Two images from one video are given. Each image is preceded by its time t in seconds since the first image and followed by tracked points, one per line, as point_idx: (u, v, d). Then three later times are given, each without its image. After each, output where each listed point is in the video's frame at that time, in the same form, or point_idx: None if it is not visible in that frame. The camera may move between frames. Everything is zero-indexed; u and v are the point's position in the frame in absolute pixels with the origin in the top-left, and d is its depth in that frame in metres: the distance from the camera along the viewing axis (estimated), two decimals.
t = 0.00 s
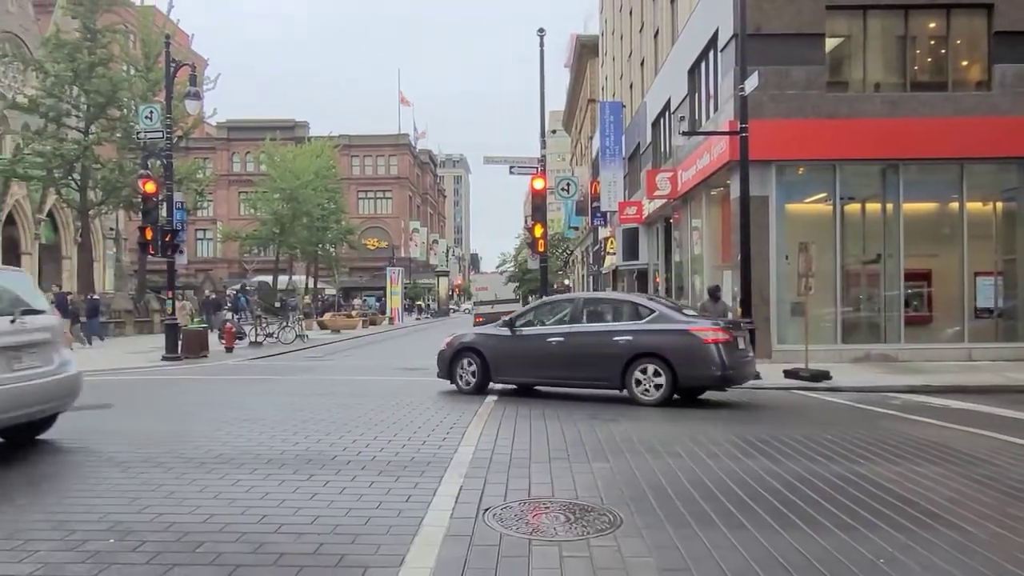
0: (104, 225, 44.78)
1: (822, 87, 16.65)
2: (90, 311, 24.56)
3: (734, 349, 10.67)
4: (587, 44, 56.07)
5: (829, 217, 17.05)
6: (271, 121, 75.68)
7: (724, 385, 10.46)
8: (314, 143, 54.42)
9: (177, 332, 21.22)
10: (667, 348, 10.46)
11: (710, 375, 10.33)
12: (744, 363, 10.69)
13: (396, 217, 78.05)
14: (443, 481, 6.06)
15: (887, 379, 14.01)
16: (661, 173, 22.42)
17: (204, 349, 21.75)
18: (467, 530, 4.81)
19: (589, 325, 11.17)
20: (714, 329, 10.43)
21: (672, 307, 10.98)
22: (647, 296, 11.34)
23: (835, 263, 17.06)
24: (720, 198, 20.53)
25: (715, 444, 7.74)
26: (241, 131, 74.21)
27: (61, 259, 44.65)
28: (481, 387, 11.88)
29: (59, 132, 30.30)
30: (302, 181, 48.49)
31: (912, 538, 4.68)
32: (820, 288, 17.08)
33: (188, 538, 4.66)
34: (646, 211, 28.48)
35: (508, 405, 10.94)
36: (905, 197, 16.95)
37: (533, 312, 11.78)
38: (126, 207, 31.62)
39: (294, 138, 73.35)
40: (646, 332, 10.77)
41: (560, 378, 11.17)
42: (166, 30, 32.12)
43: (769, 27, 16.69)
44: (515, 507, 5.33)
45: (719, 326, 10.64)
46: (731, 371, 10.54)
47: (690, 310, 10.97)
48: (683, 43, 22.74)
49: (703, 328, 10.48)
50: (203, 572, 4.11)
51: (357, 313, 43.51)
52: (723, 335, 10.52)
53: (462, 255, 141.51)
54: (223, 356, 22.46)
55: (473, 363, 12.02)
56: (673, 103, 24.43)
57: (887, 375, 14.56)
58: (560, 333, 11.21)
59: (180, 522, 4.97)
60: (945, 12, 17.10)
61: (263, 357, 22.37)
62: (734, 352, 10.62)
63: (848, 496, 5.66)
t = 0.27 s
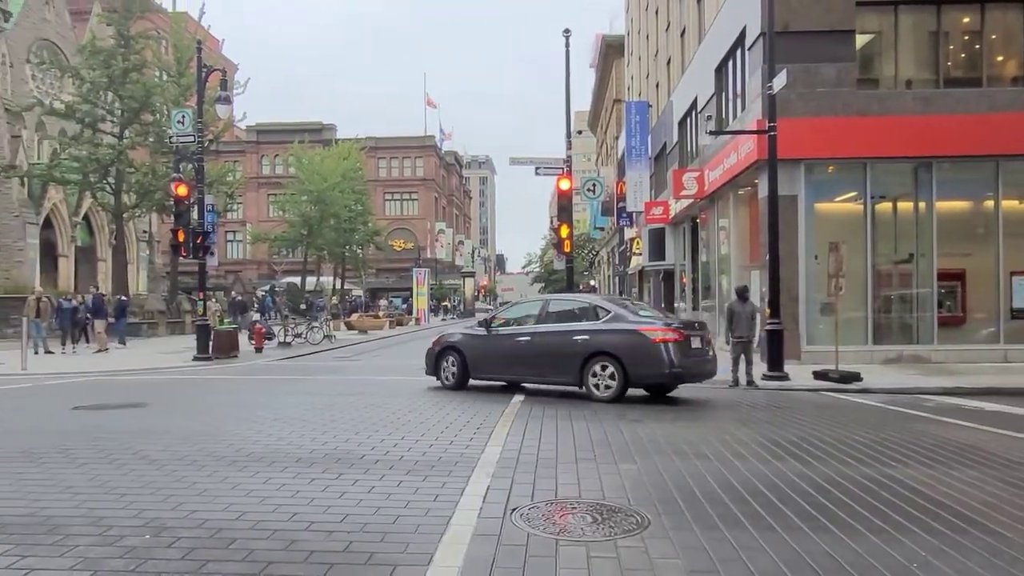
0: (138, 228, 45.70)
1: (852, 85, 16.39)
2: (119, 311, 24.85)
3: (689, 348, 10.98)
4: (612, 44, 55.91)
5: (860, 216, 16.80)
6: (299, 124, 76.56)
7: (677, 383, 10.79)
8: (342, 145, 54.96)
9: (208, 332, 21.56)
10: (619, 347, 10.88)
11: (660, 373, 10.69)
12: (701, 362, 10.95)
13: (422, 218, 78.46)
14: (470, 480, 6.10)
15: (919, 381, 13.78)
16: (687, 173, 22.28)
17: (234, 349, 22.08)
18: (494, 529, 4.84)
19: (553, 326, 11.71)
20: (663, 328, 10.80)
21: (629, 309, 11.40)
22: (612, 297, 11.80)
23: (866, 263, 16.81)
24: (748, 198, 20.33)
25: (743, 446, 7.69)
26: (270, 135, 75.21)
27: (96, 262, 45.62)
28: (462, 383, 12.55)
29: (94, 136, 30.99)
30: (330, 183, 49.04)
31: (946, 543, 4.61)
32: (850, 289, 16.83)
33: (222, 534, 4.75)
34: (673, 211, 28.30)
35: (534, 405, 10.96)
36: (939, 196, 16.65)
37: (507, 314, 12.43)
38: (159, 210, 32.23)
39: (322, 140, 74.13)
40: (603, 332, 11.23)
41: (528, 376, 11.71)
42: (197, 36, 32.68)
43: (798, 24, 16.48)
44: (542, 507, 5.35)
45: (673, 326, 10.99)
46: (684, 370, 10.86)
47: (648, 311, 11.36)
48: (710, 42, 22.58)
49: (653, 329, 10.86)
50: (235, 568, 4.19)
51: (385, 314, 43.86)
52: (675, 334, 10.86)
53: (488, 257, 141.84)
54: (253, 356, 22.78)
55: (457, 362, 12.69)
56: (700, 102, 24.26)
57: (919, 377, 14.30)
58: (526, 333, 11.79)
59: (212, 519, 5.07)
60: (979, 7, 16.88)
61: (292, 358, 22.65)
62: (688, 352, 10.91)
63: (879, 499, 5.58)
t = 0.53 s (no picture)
0: (164, 230, 46.39)
1: (877, 82, 16.18)
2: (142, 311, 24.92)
3: (643, 347, 11.49)
4: (633, 44, 55.73)
5: (885, 215, 16.58)
6: (322, 126, 77.21)
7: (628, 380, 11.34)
8: (363, 147, 55.35)
9: (233, 333, 21.83)
10: (574, 346, 11.49)
11: (608, 372, 11.25)
12: (655, 362, 11.44)
13: (443, 219, 78.73)
14: (492, 480, 6.13)
15: (946, 382, 13.57)
16: (709, 173, 22.15)
17: (258, 350, 22.33)
18: (516, 529, 4.86)
19: (520, 327, 12.45)
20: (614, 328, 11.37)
21: (589, 311, 12.01)
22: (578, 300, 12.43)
23: (892, 263, 16.58)
24: (771, 197, 20.16)
25: (766, 446, 7.64)
26: (293, 137, 75.95)
27: (124, 264, 46.38)
28: (444, 382, 13.37)
29: (122, 140, 31.53)
30: (352, 185, 49.50)
31: (974, 546, 4.54)
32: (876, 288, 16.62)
33: (247, 532, 4.82)
34: (694, 212, 28.13)
35: (554, 406, 10.98)
36: (966, 194, 16.39)
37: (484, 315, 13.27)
38: (184, 212, 32.69)
39: (344, 143, 74.71)
40: (561, 332, 11.88)
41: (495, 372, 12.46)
42: (222, 40, 33.12)
43: (822, 22, 16.31)
44: (564, 507, 5.36)
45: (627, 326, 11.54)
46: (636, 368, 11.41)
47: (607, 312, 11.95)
48: (732, 41, 22.43)
49: (603, 329, 11.46)
50: (262, 565, 4.26)
51: (406, 314, 44.08)
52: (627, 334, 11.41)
53: (509, 257, 141.96)
54: (276, 357, 23.03)
55: (441, 357, 13.74)
56: (722, 101, 24.11)
57: (947, 378, 14.09)
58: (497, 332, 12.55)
59: (239, 517, 5.15)
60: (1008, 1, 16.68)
61: (314, 358, 22.86)
62: (640, 351, 11.43)
63: (906, 501, 5.52)
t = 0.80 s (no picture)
0: (180, 231, 46.80)
1: (894, 80, 16.02)
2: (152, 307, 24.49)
3: (596, 345, 12.32)
4: (646, 43, 55.58)
5: (902, 214, 16.41)
6: (336, 127, 77.55)
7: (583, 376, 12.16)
8: (377, 148, 55.55)
9: (248, 332, 21.97)
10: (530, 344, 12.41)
11: (561, 369, 12.11)
12: (604, 360, 12.24)
13: (456, 219, 78.82)
14: (504, 480, 6.13)
15: (963, 384, 13.41)
16: (723, 172, 22.05)
17: (272, 349, 22.46)
18: (529, 529, 4.86)
19: (490, 326, 13.42)
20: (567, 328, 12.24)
21: (551, 312, 12.88)
22: (544, 301, 13.33)
23: (908, 262, 16.42)
24: (786, 197, 20.03)
25: (781, 447, 7.60)
26: (307, 138, 76.35)
27: (141, 264, 46.82)
28: (429, 377, 14.45)
29: (139, 142, 31.85)
30: (365, 186, 49.84)
31: (992, 549, 4.49)
32: (892, 288, 16.47)
33: (262, 530, 4.86)
34: (708, 211, 28.01)
35: (565, 406, 10.97)
36: (984, 193, 16.21)
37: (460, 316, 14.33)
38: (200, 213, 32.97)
39: (358, 143, 75.00)
40: (523, 331, 12.79)
41: (459, 368, 13.55)
42: (237, 42, 33.38)
43: (837, 20, 16.19)
44: (576, 507, 5.36)
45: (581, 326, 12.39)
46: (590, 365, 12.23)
47: (566, 313, 12.80)
48: (746, 39, 22.30)
49: (558, 328, 12.34)
50: (276, 564, 4.28)
51: (419, 314, 44.19)
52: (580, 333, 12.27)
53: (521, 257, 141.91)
54: (290, 356, 23.16)
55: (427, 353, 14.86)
56: (736, 100, 23.97)
57: (964, 379, 13.95)
58: (468, 330, 13.57)
59: (253, 515, 5.18)
60: None
61: (328, 358, 22.98)
62: (593, 349, 12.24)
63: (922, 503, 5.47)
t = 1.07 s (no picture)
0: (188, 231, 47.04)
1: (903, 79, 15.92)
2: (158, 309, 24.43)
3: (553, 342, 13.28)
4: (654, 42, 55.48)
5: (911, 214, 16.32)
6: (344, 127, 77.75)
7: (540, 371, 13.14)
8: (384, 148, 55.63)
9: (255, 332, 22.04)
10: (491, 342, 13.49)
11: (517, 364, 13.12)
12: (557, 355, 13.20)
13: (463, 219, 78.86)
14: (511, 480, 6.12)
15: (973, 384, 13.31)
16: (731, 172, 21.99)
17: (280, 349, 22.53)
18: (535, 529, 4.85)
19: (462, 325, 14.55)
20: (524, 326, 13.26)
21: (513, 312, 13.92)
22: (510, 301, 14.37)
23: (918, 262, 16.33)
24: (795, 196, 19.95)
25: (788, 447, 7.57)
26: (315, 139, 76.57)
27: (150, 263, 47.04)
28: (416, 372, 15.70)
29: (148, 142, 32.01)
30: (373, 186, 49.91)
31: (1002, 551, 4.45)
32: (901, 288, 16.37)
33: (269, 529, 4.87)
34: (716, 211, 27.93)
35: (572, 406, 10.97)
36: (995, 192, 16.08)
37: (444, 318, 15.50)
38: (208, 213, 33.11)
39: (365, 144, 75.16)
40: (488, 331, 13.84)
41: (438, 364, 14.74)
42: (245, 43, 33.52)
43: (845, 19, 16.12)
44: (583, 507, 5.34)
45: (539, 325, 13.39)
46: (547, 361, 13.20)
47: (529, 313, 13.81)
48: (754, 38, 22.22)
49: (515, 327, 13.39)
50: (282, 562, 4.29)
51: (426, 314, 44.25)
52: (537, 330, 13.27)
53: (529, 257, 141.86)
54: (298, 356, 23.22)
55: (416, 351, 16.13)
56: (744, 99, 23.88)
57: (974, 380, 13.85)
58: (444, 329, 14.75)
59: (260, 514, 5.19)
60: None
61: (336, 358, 23.04)
62: (548, 346, 13.19)
63: (930, 504, 5.44)
